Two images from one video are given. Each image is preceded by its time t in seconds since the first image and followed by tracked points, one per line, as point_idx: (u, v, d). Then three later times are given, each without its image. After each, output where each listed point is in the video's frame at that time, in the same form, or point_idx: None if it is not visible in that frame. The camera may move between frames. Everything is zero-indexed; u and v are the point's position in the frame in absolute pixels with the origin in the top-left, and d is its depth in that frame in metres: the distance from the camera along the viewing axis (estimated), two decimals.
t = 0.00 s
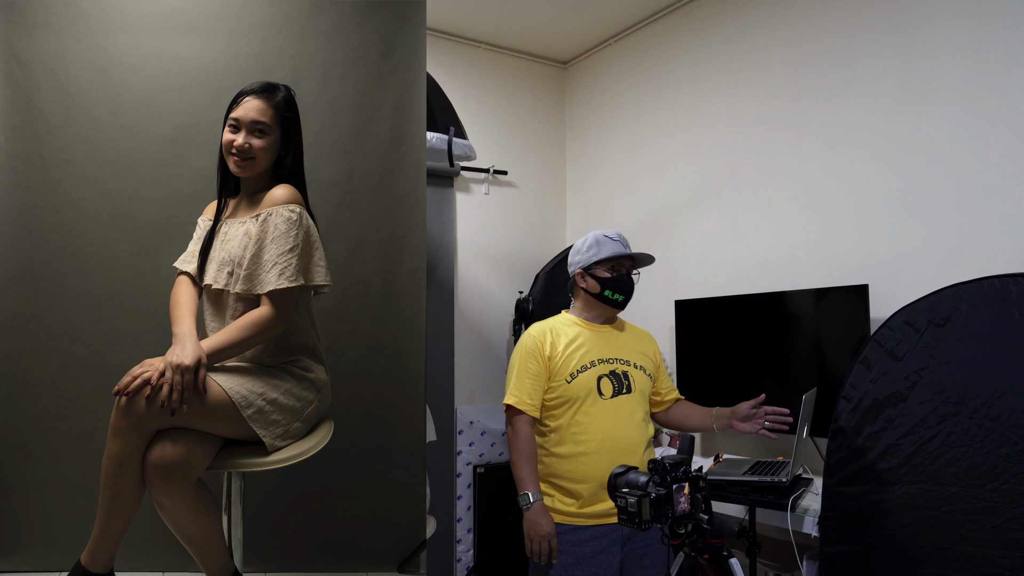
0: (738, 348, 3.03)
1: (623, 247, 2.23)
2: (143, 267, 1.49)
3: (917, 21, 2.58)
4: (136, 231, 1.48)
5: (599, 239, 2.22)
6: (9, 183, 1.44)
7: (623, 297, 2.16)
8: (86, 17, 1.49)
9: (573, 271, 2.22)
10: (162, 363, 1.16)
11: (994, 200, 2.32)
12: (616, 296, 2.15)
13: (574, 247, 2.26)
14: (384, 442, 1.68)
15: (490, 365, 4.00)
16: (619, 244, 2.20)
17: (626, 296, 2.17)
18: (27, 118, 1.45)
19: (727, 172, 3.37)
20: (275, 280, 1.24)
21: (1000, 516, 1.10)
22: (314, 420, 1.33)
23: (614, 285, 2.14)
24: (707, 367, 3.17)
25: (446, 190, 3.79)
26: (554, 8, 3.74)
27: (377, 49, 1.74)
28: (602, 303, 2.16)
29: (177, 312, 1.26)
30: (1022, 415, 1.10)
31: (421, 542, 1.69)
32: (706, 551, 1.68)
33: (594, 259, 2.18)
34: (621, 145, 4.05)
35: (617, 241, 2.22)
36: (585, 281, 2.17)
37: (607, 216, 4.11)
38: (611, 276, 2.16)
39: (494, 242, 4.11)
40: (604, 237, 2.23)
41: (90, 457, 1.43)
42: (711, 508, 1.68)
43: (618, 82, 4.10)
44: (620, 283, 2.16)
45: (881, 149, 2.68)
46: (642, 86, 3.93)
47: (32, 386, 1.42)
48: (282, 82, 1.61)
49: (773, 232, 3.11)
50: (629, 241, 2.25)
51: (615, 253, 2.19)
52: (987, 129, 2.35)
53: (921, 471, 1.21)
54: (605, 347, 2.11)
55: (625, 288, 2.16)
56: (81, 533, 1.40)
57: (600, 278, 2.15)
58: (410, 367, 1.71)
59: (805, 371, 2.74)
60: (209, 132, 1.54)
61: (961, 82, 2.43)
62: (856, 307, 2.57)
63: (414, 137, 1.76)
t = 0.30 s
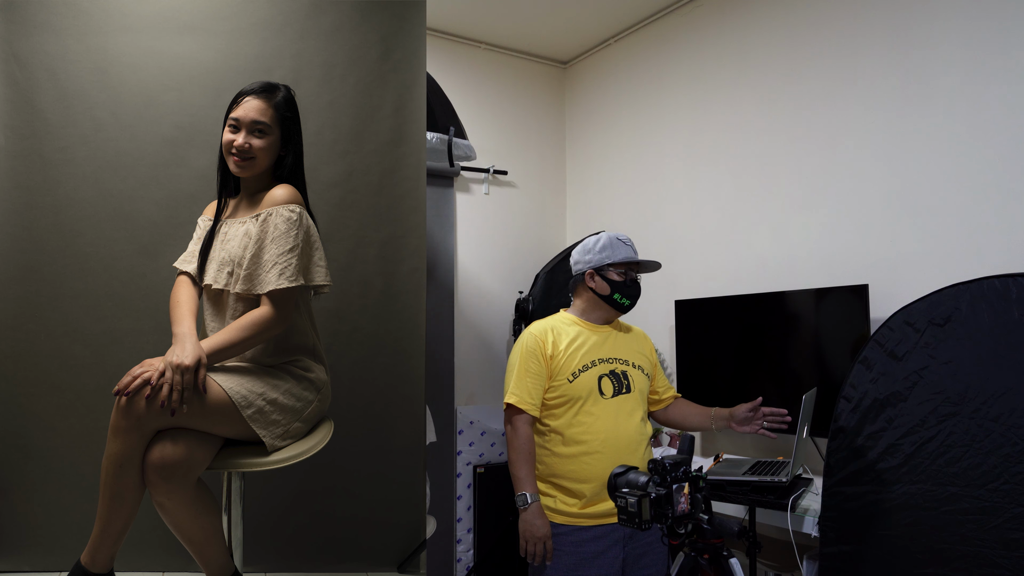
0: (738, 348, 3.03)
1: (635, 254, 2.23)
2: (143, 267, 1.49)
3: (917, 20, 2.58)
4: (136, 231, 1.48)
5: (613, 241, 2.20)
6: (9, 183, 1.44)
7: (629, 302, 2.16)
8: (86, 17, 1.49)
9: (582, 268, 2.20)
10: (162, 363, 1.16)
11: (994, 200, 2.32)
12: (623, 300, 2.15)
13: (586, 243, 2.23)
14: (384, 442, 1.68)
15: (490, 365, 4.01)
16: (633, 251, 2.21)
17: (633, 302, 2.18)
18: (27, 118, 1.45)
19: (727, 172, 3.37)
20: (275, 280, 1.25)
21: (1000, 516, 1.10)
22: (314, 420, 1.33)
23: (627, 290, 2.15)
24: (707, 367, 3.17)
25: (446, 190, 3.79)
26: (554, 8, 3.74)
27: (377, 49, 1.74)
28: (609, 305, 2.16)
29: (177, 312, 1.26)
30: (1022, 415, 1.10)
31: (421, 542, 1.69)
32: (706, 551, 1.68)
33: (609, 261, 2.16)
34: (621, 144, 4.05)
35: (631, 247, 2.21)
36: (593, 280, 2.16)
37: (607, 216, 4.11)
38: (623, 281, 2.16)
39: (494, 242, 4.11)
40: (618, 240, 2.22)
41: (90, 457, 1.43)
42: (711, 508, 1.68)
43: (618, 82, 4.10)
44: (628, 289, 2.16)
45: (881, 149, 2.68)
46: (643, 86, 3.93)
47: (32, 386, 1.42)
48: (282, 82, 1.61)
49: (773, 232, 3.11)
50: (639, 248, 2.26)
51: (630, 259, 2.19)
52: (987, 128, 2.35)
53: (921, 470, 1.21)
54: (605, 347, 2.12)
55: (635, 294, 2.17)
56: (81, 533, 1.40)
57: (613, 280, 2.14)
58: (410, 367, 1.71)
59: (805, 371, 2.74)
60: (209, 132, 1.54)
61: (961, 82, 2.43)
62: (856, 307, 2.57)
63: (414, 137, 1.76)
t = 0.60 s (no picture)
0: (738, 348, 3.03)
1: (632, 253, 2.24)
2: (143, 267, 1.48)
3: (917, 20, 2.58)
4: (136, 231, 1.48)
5: (611, 240, 2.20)
6: (9, 183, 1.44)
7: (628, 301, 2.17)
8: (86, 17, 1.49)
9: (581, 267, 2.20)
10: (162, 363, 1.16)
11: (994, 200, 2.32)
12: (622, 299, 2.16)
13: (584, 243, 2.23)
14: (384, 442, 1.68)
15: (490, 365, 4.01)
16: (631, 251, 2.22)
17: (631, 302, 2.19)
18: (27, 118, 1.46)
19: (727, 172, 3.37)
20: (275, 280, 1.25)
21: (1000, 516, 1.10)
22: (314, 419, 1.33)
23: (626, 290, 2.15)
24: (707, 367, 3.17)
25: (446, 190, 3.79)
26: (554, 8, 3.74)
27: (378, 49, 1.74)
28: (608, 305, 2.16)
29: (177, 312, 1.26)
30: (1022, 415, 1.10)
31: (421, 542, 1.69)
32: (706, 551, 1.68)
33: (609, 259, 2.17)
34: (621, 144, 4.05)
35: (629, 247, 2.21)
36: (593, 280, 2.16)
37: (607, 216, 4.11)
38: (622, 280, 2.17)
39: (494, 242, 4.11)
40: (616, 239, 2.23)
41: (90, 457, 1.43)
42: (710, 508, 1.69)
43: (618, 82, 4.10)
44: (627, 288, 2.17)
45: (882, 148, 2.68)
46: (643, 86, 3.93)
47: (32, 386, 1.42)
48: (282, 82, 1.61)
49: (773, 231, 3.11)
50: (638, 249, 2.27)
51: (628, 258, 2.20)
52: (987, 128, 2.35)
53: (921, 471, 1.21)
54: (607, 345, 2.12)
55: (634, 294, 2.18)
56: (81, 533, 1.40)
57: (613, 280, 2.15)
58: (410, 367, 1.71)
59: (805, 371, 2.74)
60: (209, 132, 1.54)
61: (961, 82, 2.44)
62: (856, 307, 2.57)
63: (414, 137, 1.76)
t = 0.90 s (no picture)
0: (738, 348, 3.03)
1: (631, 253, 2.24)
2: (143, 267, 1.48)
3: (917, 20, 2.58)
4: (136, 230, 1.48)
5: (610, 240, 2.21)
6: (9, 183, 1.44)
7: (628, 301, 2.17)
8: (86, 17, 1.49)
9: (581, 267, 2.20)
10: (162, 363, 1.16)
11: (994, 200, 2.32)
12: (622, 299, 2.15)
13: (583, 243, 2.23)
14: (384, 442, 1.68)
15: (491, 365, 4.01)
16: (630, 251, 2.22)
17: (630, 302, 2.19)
18: (27, 118, 1.46)
19: (727, 172, 3.37)
20: (275, 280, 1.25)
21: (1000, 516, 1.10)
22: (314, 420, 1.33)
23: (626, 290, 2.16)
24: (707, 367, 3.17)
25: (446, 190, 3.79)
26: (554, 8, 3.74)
27: (378, 50, 1.74)
28: (608, 304, 2.16)
29: (177, 312, 1.26)
30: (1021, 415, 1.10)
31: (421, 542, 1.69)
32: (706, 551, 1.68)
33: (608, 259, 2.17)
34: (621, 144, 4.05)
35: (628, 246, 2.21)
36: (593, 280, 2.16)
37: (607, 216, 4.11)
38: (622, 280, 2.17)
39: (494, 242, 4.11)
40: (615, 239, 2.23)
41: (90, 457, 1.43)
42: (711, 508, 1.69)
43: (618, 82, 4.10)
44: (627, 288, 2.17)
45: (882, 148, 2.68)
46: (643, 86, 3.93)
47: (31, 386, 1.42)
48: (282, 82, 1.61)
49: (773, 231, 3.11)
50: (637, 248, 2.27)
51: (627, 258, 2.20)
52: (987, 129, 2.35)
53: (921, 471, 1.21)
54: (608, 345, 2.12)
55: (633, 294, 2.18)
56: (81, 533, 1.40)
57: (613, 280, 2.15)
58: (410, 367, 1.71)
59: (805, 371, 2.74)
60: (209, 132, 1.54)
61: (961, 82, 2.44)
62: (856, 307, 2.57)
63: (414, 137, 1.76)
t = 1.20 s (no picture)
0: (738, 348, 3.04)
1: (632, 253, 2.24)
2: (143, 267, 1.48)
3: (917, 20, 2.58)
4: (136, 231, 1.48)
5: (610, 240, 2.21)
6: (9, 183, 1.44)
7: (629, 301, 2.17)
8: (86, 17, 1.49)
9: (582, 268, 2.20)
10: (162, 363, 1.16)
11: (993, 200, 2.33)
12: (623, 299, 2.15)
13: (582, 244, 2.23)
14: (384, 442, 1.68)
15: (490, 365, 4.01)
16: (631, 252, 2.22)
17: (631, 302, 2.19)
18: (27, 118, 1.46)
19: (727, 172, 3.37)
20: (275, 280, 1.25)
21: (1000, 516, 1.10)
22: (314, 420, 1.33)
23: (626, 291, 2.15)
24: (707, 367, 3.17)
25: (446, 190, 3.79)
26: (554, 8, 3.74)
27: (378, 50, 1.74)
28: (608, 304, 2.16)
29: (177, 312, 1.26)
30: (1021, 415, 1.11)
31: (421, 542, 1.69)
32: (706, 551, 1.69)
33: (608, 259, 2.17)
34: (621, 144, 4.05)
35: (627, 246, 2.22)
36: (593, 281, 2.16)
37: (607, 216, 4.11)
38: (622, 280, 2.16)
39: (494, 242, 4.11)
40: (615, 239, 2.23)
41: (90, 457, 1.43)
42: (711, 508, 1.69)
43: (618, 82, 4.10)
44: (628, 288, 2.17)
45: (882, 149, 2.68)
46: (643, 85, 3.93)
47: (32, 386, 1.42)
48: (282, 82, 1.61)
49: (773, 231, 3.11)
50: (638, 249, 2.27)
51: (627, 259, 2.19)
52: (987, 129, 2.35)
53: (922, 471, 1.21)
54: (608, 346, 2.12)
55: (634, 295, 2.18)
56: (81, 533, 1.40)
57: (613, 280, 2.15)
58: (411, 367, 1.71)
59: (805, 371, 2.74)
60: (209, 132, 1.54)
61: (961, 82, 2.43)
62: (857, 307, 2.57)
63: (414, 137, 1.76)
